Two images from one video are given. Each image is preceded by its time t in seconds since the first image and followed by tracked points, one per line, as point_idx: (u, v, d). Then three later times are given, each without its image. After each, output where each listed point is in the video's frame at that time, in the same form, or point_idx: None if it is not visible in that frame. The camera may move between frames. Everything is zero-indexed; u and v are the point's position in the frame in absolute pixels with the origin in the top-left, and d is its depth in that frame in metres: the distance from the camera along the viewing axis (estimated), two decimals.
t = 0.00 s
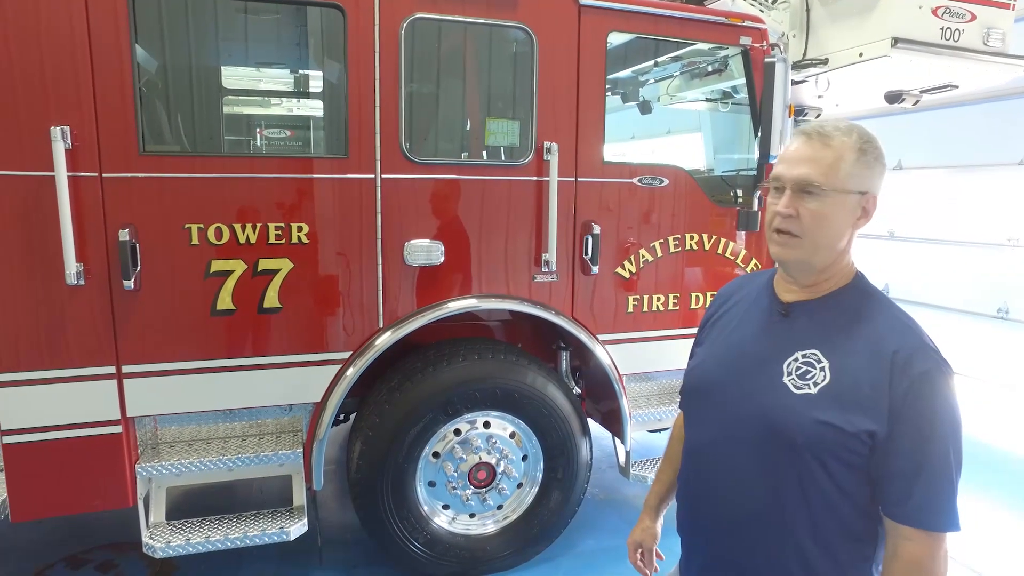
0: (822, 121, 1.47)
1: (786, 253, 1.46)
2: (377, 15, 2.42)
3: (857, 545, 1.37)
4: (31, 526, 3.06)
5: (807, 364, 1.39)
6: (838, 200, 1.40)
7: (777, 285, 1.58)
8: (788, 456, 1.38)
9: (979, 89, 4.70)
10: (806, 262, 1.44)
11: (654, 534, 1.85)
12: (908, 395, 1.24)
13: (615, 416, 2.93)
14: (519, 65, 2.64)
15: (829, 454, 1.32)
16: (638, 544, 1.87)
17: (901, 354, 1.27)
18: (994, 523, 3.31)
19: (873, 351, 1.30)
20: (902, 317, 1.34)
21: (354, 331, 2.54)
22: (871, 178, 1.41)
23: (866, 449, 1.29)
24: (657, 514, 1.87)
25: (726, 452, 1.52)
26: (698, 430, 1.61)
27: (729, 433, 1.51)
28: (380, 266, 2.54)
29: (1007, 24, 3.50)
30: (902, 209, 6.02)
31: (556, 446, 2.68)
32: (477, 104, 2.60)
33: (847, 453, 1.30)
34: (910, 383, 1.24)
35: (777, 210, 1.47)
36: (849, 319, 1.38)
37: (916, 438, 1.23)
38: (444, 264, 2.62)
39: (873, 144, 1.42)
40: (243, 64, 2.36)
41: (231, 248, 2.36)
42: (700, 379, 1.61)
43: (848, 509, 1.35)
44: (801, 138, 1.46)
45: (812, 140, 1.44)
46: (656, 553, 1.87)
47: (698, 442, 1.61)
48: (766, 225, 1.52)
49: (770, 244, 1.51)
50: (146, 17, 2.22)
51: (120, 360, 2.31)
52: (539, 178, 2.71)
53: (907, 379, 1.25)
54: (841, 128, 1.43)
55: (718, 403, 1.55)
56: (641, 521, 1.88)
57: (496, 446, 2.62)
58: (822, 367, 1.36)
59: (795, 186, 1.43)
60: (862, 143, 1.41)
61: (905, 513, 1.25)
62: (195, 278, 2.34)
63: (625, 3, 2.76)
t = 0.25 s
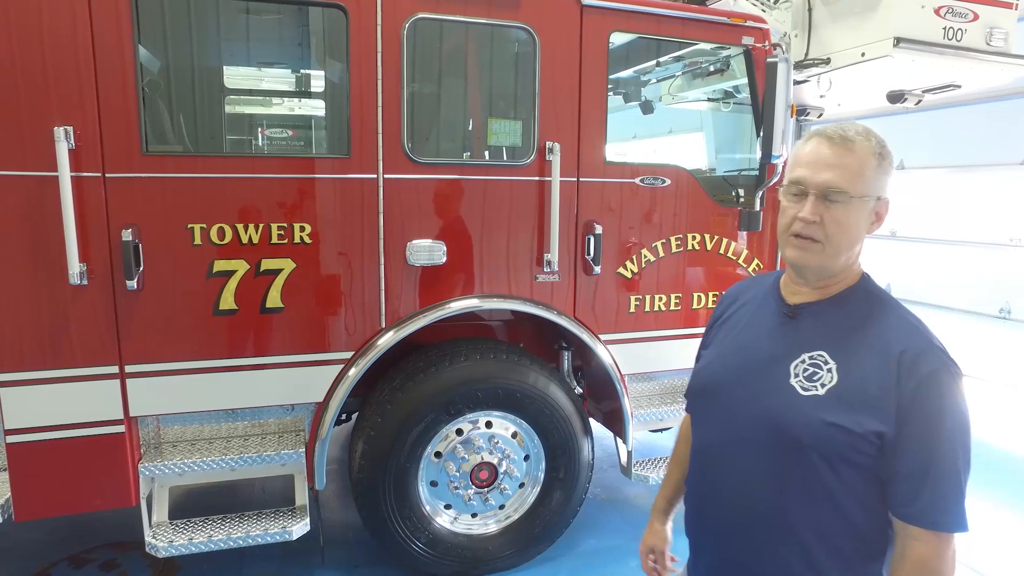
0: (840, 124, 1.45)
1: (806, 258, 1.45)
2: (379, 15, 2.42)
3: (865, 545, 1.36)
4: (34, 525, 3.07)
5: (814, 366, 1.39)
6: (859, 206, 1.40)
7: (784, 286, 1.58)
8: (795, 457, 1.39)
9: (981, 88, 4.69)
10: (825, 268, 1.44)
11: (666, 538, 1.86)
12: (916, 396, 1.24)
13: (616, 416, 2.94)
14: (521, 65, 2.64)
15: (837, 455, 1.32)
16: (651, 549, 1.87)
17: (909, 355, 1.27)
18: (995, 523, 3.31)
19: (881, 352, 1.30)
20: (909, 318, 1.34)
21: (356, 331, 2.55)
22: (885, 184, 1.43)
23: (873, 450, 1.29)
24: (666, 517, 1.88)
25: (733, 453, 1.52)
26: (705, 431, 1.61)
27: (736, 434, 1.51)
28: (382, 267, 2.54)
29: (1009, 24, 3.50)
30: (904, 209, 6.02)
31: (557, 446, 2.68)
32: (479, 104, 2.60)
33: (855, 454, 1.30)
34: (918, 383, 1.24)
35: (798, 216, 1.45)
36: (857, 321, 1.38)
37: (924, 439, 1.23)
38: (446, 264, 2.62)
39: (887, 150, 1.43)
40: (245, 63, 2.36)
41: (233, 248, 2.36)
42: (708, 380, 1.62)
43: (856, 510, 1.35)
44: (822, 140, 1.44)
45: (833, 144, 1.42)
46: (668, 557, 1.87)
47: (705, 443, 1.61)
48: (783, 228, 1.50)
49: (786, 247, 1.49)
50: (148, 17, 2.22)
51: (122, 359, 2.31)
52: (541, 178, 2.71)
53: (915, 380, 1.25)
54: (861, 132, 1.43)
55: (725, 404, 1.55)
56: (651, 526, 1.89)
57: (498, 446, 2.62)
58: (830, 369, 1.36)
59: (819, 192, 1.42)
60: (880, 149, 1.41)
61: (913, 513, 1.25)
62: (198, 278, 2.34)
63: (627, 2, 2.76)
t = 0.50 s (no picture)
0: (846, 123, 1.45)
1: (818, 260, 1.44)
2: (380, 15, 2.42)
3: (877, 545, 1.36)
4: (37, 524, 3.07)
5: (827, 366, 1.39)
6: (870, 205, 1.40)
7: (794, 287, 1.57)
8: (808, 458, 1.38)
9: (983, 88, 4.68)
10: (837, 268, 1.43)
11: (677, 543, 1.85)
12: (931, 396, 1.24)
13: (618, 416, 2.93)
14: (522, 64, 2.64)
15: (851, 456, 1.31)
16: (661, 554, 1.86)
17: (923, 355, 1.27)
18: (997, 523, 3.30)
19: (895, 352, 1.30)
20: (922, 318, 1.34)
21: (358, 331, 2.55)
22: (893, 181, 1.43)
23: (888, 450, 1.28)
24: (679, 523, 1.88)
25: (745, 454, 1.52)
26: (715, 433, 1.61)
27: (748, 436, 1.51)
28: (383, 267, 2.54)
29: (1012, 23, 3.50)
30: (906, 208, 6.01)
31: (559, 446, 2.68)
32: (480, 103, 2.60)
33: (869, 455, 1.30)
34: (934, 383, 1.24)
35: (809, 217, 1.44)
36: (868, 321, 1.38)
37: (940, 439, 1.22)
38: (447, 264, 2.62)
39: (893, 148, 1.44)
40: (247, 63, 2.38)
41: (235, 248, 2.36)
42: (718, 382, 1.61)
43: (869, 510, 1.34)
44: (829, 140, 1.44)
45: (841, 144, 1.42)
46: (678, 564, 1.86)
47: (716, 445, 1.61)
48: (793, 230, 1.49)
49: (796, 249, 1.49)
50: (150, 17, 2.22)
51: (124, 359, 2.32)
52: (542, 178, 2.71)
53: (929, 380, 1.25)
54: (867, 130, 1.43)
55: (737, 406, 1.54)
56: (663, 531, 1.89)
57: (499, 446, 2.62)
58: (843, 369, 1.36)
59: (829, 192, 1.41)
60: (887, 147, 1.41)
61: (928, 514, 1.24)
62: (200, 278, 2.35)
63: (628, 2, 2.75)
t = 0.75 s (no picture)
0: (857, 120, 1.45)
1: (831, 257, 1.43)
2: (381, 13, 2.42)
3: (880, 544, 1.36)
4: (38, 522, 3.08)
5: (832, 364, 1.38)
6: (884, 202, 1.40)
7: (800, 285, 1.57)
8: (814, 456, 1.38)
9: (985, 87, 4.68)
10: (850, 266, 1.42)
11: (674, 539, 1.86)
12: (937, 395, 1.24)
13: (619, 414, 2.93)
14: (523, 63, 2.64)
15: (857, 454, 1.31)
16: (657, 548, 1.87)
17: (929, 354, 1.26)
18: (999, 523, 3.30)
19: (901, 351, 1.30)
20: (930, 317, 1.34)
21: (359, 329, 2.55)
22: (903, 178, 1.43)
23: (894, 449, 1.28)
24: (676, 518, 1.87)
25: (749, 453, 1.52)
26: (719, 431, 1.61)
27: (752, 434, 1.51)
28: (383, 266, 2.54)
29: (1014, 21, 3.49)
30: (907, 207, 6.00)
31: (560, 444, 2.68)
32: (481, 102, 2.60)
33: (875, 454, 1.30)
34: (940, 382, 1.24)
35: (823, 214, 1.43)
36: (874, 320, 1.38)
37: (946, 439, 1.22)
38: (448, 263, 2.62)
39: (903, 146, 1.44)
40: (248, 62, 2.38)
41: (235, 246, 2.36)
42: (722, 379, 1.61)
43: (874, 510, 1.34)
44: (842, 137, 1.43)
45: (855, 140, 1.41)
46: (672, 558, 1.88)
47: (720, 443, 1.61)
48: (805, 227, 1.48)
49: (808, 247, 1.47)
50: (150, 15, 2.22)
51: (125, 357, 2.32)
52: (543, 176, 2.71)
53: (936, 380, 1.25)
54: (879, 127, 1.43)
55: (741, 404, 1.54)
56: (660, 526, 1.88)
57: (500, 444, 2.63)
58: (848, 368, 1.36)
59: (844, 189, 1.40)
60: (898, 144, 1.42)
61: (934, 514, 1.24)
62: (200, 277, 2.35)
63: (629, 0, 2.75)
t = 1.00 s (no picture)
0: (869, 121, 1.44)
1: (844, 261, 1.42)
2: (382, 13, 2.42)
3: (880, 546, 1.36)
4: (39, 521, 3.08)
5: (835, 368, 1.38)
6: (897, 207, 1.40)
7: (804, 287, 1.56)
8: (816, 459, 1.38)
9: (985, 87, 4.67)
10: (862, 270, 1.42)
11: (679, 540, 1.86)
12: (941, 400, 1.24)
13: (619, 414, 2.94)
14: (524, 62, 2.64)
15: (858, 457, 1.32)
16: (664, 550, 1.87)
17: (933, 359, 1.27)
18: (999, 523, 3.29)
19: (906, 356, 1.30)
20: (934, 322, 1.34)
21: (359, 330, 2.55)
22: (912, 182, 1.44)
23: (895, 452, 1.28)
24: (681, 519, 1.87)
25: (751, 454, 1.52)
26: (721, 431, 1.61)
27: (754, 434, 1.51)
28: (383, 266, 2.54)
29: (1014, 21, 3.49)
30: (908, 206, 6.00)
31: (560, 444, 2.68)
32: (482, 102, 2.60)
33: (876, 457, 1.30)
34: (943, 387, 1.24)
35: (839, 218, 1.42)
36: (877, 323, 1.38)
37: (949, 444, 1.22)
38: (448, 263, 2.62)
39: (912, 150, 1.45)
40: (249, 62, 2.38)
41: (236, 246, 2.37)
42: (723, 380, 1.61)
43: (875, 512, 1.34)
44: (856, 140, 1.42)
45: (870, 143, 1.41)
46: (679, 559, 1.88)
47: (721, 444, 1.61)
48: (817, 230, 1.46)
49: (820, 250, 1.46)
50: (151, 15, 2.23)
51: (126, 357, 2.32)
52: (543, 176, 2.71)
53: (939, 385, 1.25)
54: (891, 130, 1.42)
55: (743, 405, 1.55)
56: (666, 527, 1.88)
57: (500, 444, 2.63)
58: (852, 372, 1.36)
59: (859, 193, 1.40)
60: (909, 148, 1.42)
61: (934, 517, 1.24)
62: (201, 277, 2.35)
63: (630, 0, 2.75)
